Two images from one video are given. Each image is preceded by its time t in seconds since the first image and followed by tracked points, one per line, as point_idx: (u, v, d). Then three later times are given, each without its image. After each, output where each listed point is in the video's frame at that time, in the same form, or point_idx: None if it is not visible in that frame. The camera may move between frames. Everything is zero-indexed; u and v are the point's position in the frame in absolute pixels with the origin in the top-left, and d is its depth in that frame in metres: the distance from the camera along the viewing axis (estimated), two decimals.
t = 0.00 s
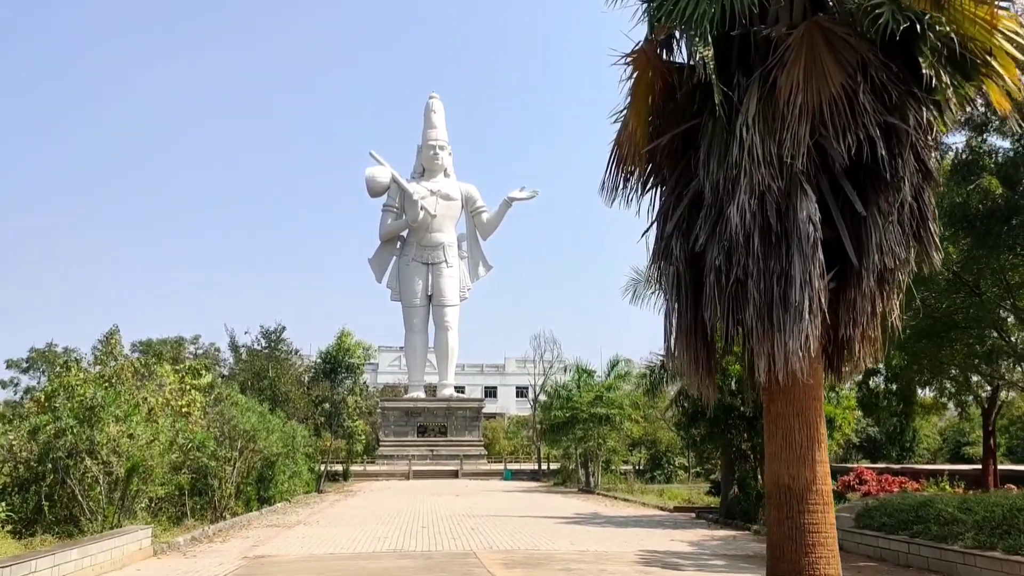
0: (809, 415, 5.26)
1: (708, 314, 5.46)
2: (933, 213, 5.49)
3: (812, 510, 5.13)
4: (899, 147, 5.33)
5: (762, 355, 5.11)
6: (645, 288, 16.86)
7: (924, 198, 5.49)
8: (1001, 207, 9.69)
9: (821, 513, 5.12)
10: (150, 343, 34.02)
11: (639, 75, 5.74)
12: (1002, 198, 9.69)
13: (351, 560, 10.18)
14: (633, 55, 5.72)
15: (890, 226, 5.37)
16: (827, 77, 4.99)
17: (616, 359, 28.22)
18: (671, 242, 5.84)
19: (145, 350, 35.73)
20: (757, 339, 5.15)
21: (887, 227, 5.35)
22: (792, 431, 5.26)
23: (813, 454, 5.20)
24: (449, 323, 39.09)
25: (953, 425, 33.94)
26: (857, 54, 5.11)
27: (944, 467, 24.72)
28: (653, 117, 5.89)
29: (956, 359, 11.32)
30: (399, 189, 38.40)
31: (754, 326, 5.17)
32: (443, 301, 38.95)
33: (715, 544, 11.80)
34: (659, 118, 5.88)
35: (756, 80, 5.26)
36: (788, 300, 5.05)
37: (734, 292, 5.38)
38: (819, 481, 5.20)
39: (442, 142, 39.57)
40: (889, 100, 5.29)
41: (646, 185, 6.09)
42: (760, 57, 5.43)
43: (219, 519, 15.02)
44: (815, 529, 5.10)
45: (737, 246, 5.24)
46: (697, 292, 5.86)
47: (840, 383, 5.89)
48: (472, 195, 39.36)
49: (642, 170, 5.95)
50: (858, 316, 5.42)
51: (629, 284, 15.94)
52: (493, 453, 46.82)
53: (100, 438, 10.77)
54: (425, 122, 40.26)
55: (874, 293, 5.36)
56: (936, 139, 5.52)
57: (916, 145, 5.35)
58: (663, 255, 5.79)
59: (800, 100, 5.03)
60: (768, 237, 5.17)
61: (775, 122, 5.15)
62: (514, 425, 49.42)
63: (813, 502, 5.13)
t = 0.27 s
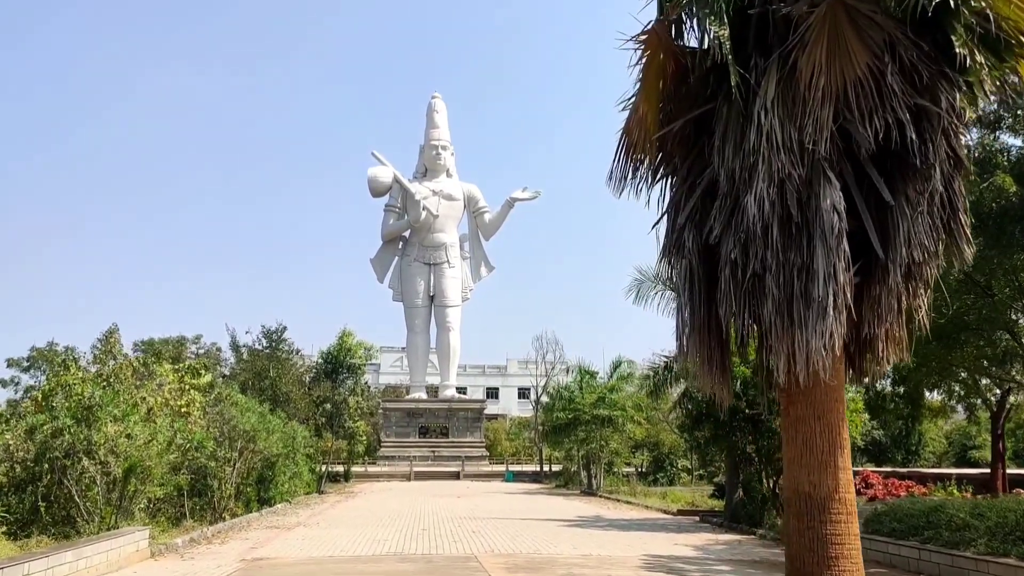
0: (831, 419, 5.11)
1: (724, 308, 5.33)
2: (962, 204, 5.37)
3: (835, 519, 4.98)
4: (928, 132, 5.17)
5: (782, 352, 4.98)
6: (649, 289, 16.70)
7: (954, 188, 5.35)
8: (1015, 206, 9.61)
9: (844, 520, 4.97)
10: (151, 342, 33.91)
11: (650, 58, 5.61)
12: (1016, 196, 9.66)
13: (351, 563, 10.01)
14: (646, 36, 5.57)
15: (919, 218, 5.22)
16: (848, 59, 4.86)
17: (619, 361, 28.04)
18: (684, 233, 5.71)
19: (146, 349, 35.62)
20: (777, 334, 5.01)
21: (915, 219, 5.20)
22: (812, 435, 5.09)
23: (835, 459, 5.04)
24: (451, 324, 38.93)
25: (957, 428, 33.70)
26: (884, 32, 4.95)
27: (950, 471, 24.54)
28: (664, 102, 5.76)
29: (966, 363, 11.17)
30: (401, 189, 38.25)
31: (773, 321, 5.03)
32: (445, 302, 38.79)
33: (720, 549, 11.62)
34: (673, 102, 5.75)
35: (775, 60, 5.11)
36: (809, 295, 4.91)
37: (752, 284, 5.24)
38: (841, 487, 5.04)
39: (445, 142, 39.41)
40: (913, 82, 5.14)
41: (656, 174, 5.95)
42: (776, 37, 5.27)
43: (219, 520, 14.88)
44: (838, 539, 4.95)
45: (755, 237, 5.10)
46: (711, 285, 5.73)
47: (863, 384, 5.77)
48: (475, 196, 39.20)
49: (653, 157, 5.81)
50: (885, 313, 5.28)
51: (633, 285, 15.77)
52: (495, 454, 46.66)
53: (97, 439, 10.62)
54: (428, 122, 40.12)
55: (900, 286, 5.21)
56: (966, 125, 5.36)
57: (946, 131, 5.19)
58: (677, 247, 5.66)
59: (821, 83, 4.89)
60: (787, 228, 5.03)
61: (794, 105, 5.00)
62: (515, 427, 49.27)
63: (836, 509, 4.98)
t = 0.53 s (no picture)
0: (855, 412, 4.96)
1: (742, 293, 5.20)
2: (992, 185, 5.23)
3: (859, 516, 4.84)
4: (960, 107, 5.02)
5: (805, 338, 4.84)
6: (652, 286, 16.53)
7: (984, 169, 5.21)
8: None
9: (868, 517, 4.83)
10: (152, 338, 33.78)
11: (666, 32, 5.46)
12: None
13: (349, 561, 9.86)
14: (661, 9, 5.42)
15: (948, 199, 5.09)
16: (877, 31, 4.71)
17: (621, 359, 27.86)
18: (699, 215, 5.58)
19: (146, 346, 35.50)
20: (800, 320, 4.88)
21: (945, 200, 5.06)
22: (835, 429, 4.95)
23: (859, 454, 4.91)
24: (452, 322, 38.77)
25: (961, 427, 33.52)
26: (913, 4, 4.80)
27: (954, 471, 24.34)
28: (679, 79, 5.62)
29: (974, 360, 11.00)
30: (402, 186, 38.07)
31: (795, 305, 4.90)
32: (446, 299, 38.63)
33: (724, 548, 11.46)
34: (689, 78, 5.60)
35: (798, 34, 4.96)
36: (834, 278, 4.78)
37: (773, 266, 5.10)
38: (865, 483, 4.90)
39: (446, 139, 39.24)
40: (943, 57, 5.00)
41: (669, 154, 5.82)
42: (799, 10, 5.12)
43: (217, 517, 14.75)
44: (862, 536, 4.82)
45: (776, 218, 4.96)
46: (727, 269, 5.60)
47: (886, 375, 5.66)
48: (476, 193, 39.04)
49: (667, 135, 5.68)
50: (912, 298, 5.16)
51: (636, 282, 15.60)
52: (496, 453, 46.51)
53: (92, 434, 10.49)
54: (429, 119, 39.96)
55: (929, 270, 5.08)
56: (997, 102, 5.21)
57: (979, 107, 5.04)
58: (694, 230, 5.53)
59: (848, 56, 4.74)
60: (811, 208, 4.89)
61: (819, 79, 4.86)
62: (516, 425, 49.12)
63: (860, 506, 4.84)
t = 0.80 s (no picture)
0: (887, 403, 4.78)
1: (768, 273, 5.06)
2: None
3: (891, 513, 4.66)
4: (1003, 72, 4.83)
5: (838, 320, 4.70)
6: (654, 280, 16.35)
7: None
8: None
9: (902, 515, 4.66)
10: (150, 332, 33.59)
11: None
12: None
13: (348, 558, 9.68)
14: None
15: (989, 174, 4.90)
16: None
17: (621, 354, 27.67)
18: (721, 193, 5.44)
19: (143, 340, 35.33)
20: (831, 302, 4.75)
21: (985, 175, 4.88)
22: (867, 423, 4.76)
23: (892, 449, 4.72)
24: (451, 317, 38.57)
25: (963, 424, 33.36)
26: None
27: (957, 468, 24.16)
28: (697, 47, 5.44)
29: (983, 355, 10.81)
30: (402, 181, 37.84)
31: (826, 285, 4.76)
32: (446, 294, 38.43)
33: (728, 545, 11.29)
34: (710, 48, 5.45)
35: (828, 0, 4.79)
36: (868, 257, 4.64)
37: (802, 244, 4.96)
38: (899, 479, 4.72)
39: (447, 134, 39.01)
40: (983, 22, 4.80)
41: (689, 128, 5.67)
42: None
43: (214, 513, 14.59)
44: (894, 536, 4.64)
45: (805, 195, 4.82)
46: (751, 247, 5.47)
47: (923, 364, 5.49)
48: (476, 188, 38.82)
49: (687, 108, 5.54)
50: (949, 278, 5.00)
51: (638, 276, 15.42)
52: (495, 448, 46.35)
53: (87, 428, 10.29)
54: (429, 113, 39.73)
55: (967, 249, 4.91)
56: None
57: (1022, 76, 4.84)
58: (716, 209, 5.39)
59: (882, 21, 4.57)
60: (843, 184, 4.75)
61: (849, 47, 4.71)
62: (515, 420, 48.97)
63: (893, 503, 4.67)
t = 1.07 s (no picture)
0: (915, 396, 4.66)
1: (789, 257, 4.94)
2: None
3: (920, 513, 4.55)
4: None
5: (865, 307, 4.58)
6: (657, 274, 16.23)
7: None
8: None
9: (931, 514, 4.55)
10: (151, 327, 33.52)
11: None
12: None
13: (348, 555, 9.58)
14: None
15: None
16: None
17: (623, 349, 27.55)
18: (741, 174, 5.33)
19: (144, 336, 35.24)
20: (858, 287, 4.62)
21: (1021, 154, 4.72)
22: (894, 419, 4.65)
23: (921, 446, 4.61)
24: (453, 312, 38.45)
25: (965, 419, 33.22)
26: None
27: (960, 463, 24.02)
28: (714, 22, 5.34)
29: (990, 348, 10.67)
30: (404, 176, 37.70)
31: (853, 269, 4.64)
32: (447, 289, 38.30)
33: (733, 541, 11.16)
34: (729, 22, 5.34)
35: None
36: (899, 240, 4.51)
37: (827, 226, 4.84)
38: (928, 477, 4.60)
39: (448, 129, 38.87)
40: None
41: (707, 107, 5.57)
42: None
43: (214, 509, 14.51)
44: (923, 535, 4.53)
45: (830, 174, 4.70)
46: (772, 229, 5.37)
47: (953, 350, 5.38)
48: (478, 182, 38.66)
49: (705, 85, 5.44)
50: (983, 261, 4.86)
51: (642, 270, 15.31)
52: (497, 443, 46.26)
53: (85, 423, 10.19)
54: (431, 108, 39.58)
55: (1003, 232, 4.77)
56: None
57: None
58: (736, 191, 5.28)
59: None
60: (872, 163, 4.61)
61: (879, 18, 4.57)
62: (517, 416, 48.87)
63: (922, 501, 4.55)
